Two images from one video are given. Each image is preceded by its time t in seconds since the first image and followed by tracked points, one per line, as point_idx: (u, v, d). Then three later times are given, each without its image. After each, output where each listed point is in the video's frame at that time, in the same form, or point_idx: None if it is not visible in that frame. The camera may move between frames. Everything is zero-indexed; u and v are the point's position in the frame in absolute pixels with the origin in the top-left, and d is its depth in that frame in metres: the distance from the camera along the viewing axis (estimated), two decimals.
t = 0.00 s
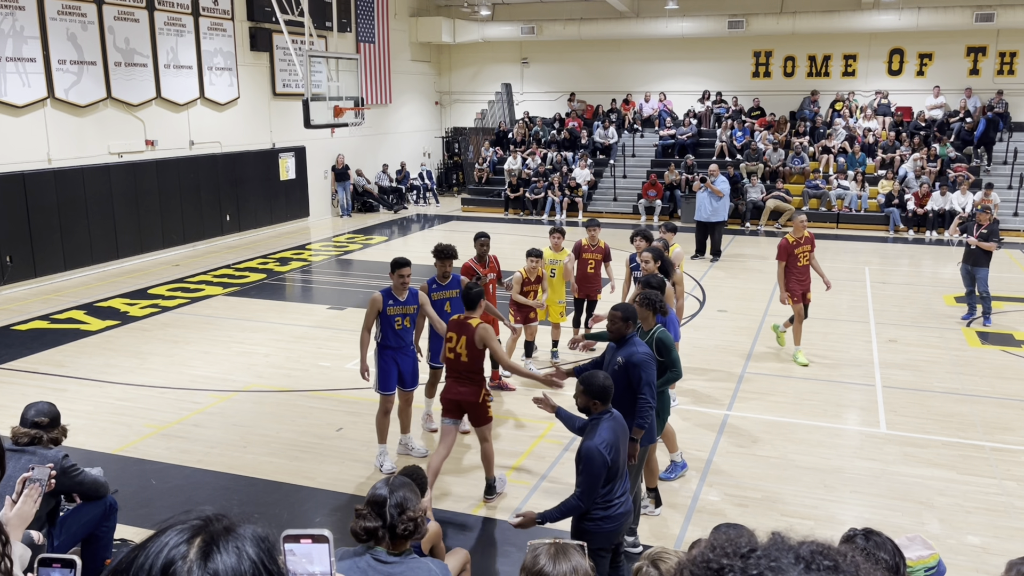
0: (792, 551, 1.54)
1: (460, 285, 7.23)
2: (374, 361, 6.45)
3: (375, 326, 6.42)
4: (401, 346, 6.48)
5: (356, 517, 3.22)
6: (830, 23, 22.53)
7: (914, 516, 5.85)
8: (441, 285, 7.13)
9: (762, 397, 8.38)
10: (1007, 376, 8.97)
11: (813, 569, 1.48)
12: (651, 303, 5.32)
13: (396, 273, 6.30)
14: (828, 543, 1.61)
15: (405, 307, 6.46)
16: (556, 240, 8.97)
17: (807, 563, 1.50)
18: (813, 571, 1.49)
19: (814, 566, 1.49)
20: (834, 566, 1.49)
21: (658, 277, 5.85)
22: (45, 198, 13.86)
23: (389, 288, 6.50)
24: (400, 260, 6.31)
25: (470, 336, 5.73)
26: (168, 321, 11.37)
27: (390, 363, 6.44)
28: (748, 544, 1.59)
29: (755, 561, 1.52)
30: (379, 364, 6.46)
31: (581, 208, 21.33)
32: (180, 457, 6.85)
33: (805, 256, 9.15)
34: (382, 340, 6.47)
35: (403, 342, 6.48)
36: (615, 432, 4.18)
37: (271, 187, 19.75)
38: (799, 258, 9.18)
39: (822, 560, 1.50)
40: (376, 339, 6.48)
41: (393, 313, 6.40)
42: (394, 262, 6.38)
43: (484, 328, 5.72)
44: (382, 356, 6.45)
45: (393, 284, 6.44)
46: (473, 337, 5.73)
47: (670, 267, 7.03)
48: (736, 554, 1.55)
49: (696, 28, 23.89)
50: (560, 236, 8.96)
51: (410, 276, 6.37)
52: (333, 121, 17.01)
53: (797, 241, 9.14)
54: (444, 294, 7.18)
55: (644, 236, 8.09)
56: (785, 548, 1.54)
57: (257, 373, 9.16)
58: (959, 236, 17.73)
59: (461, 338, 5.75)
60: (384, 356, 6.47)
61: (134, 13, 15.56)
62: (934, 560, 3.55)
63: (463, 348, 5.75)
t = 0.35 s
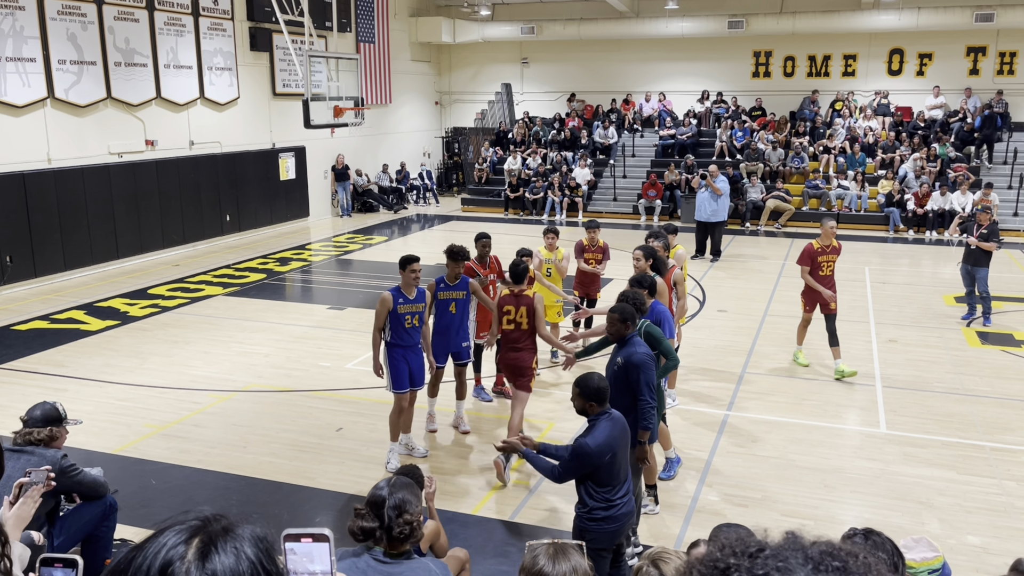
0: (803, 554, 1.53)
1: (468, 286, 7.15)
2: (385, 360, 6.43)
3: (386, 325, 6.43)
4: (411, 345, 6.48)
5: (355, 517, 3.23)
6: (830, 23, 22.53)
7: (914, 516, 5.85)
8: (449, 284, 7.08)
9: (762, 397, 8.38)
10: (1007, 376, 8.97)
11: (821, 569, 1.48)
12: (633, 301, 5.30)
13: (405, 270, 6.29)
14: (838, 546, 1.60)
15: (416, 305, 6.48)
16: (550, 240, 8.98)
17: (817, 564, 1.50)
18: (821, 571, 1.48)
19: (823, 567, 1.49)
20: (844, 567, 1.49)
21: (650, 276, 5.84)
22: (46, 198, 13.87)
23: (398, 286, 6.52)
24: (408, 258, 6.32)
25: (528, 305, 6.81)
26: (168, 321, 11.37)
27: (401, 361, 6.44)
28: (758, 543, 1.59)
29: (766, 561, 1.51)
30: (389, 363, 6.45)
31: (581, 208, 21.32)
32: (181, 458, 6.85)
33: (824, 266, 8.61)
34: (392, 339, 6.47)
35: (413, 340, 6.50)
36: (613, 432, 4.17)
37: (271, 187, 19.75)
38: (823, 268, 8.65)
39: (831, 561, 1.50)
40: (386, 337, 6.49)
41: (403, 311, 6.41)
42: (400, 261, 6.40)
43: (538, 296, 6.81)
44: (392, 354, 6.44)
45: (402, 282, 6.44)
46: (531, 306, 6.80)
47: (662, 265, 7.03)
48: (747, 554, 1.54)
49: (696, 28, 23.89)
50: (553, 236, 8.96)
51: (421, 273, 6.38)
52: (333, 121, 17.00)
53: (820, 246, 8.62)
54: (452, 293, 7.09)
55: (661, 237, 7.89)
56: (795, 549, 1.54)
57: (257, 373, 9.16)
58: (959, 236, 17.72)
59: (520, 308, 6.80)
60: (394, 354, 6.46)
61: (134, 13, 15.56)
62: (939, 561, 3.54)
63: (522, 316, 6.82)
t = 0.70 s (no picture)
0: (822, 560, 1.53)
1: (469, 287, 7.16)
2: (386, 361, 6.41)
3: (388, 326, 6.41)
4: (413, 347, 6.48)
5: (352, 517, 3.22)
6: (830, 23, 22.52)
7: (914, 516, 5.85)
8: (451, 284, 7.09)
9: (762, 397, 8.38)
10: (1007, 376, 8.97)
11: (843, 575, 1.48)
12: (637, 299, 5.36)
13: (409, 272, 6.27)
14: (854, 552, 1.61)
15: (417, 306, 6.51)
16: (538, 240, 8.96)
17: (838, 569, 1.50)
18: None
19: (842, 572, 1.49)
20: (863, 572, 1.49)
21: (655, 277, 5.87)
22: (46, 198, 13.88)
23: (399, 287, 6.51)
24: (411, 259, 6.29)
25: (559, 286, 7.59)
26: (168, 321, 11.37)
27: (404, 363, 6.41)
28: (774, 547, 1.59)
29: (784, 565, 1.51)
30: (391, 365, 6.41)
31: (581, 207, 21.31)
32: (180, 458, 6.84)
33: (863, 270, 8.27)
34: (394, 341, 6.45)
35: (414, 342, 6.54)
36: (612, 432, 4.17)
37: (271, 187, 19.75)
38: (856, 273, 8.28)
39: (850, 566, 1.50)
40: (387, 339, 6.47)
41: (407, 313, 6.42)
42: (405, 260, 6.36)
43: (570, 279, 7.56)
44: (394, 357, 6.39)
45: (404, 282, 6.43)
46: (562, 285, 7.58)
47: (661, 266, 7.01)
48: (762, 559, 1.55)
49: (696, 28, 23.89)
50: (540, 237, 8.95)
51: (424, 275, 6.39)
52: (333, 121, 16.99)
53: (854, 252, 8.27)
54: (453, 294, 7.10)
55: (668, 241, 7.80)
56: (814, 554, 1.54)
57: (257, 373, 9.16)
58: (959, 236, 17.72)
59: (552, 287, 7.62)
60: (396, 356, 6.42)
61: (134, 13, 15.56)
62: (940, 557, 3.55)
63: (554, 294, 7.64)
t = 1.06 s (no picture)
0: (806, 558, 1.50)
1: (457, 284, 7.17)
2: (382, 363, 6.41)
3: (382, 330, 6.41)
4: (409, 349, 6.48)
5: (352, 518, 3.23)
6: (830, 23, 22.53)
7: (914, 516, 5.85)
8: (443, 284, 7.05)
9: (762, 397, 8.38)
10: (1007, 376, 8.97)
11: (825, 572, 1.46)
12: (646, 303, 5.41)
13: (398, 275, 6.27)
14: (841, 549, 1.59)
15: (409, 308, 6.50)
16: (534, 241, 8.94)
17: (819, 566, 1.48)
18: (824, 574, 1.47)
19: (825, 568, 1.47)
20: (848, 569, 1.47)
21: (670, 279, 5.83)
22: (46, 198, 13.87)
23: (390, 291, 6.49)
24: (399, 262, 6.27)
25: (597, 267, 8.28)
26: (168, 321, 11.37)
27: (401, 367, 6.42)
28: (759, 546, 1.58)
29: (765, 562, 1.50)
30: (388, 370, 6.41)
31: (581, 208, 21.29)
32: (180, 458, 6.84)
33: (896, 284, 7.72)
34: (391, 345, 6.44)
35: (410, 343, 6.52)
36: (609, 433, 4.16)
37: (271, 187, 19.76)
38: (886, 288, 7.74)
39: (834, 563, 1.48)
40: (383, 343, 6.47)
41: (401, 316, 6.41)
42: (391, 264, 6.36)
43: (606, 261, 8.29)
44: (391, 361, 6.39)
45: (394, 286, 6.41)
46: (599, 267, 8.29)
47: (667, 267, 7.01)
48: (747, 555, 1.53)
49: (696, 28, 23.89)
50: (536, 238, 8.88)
51: (413, 277, 6.40)
52: (333, 121, 16.98)
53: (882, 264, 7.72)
54: (447, 293, 7.10)
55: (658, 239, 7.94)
56: (798, 550, 1.52)
57: (257, 373, 9.16)
58: (959, 236, 17.72)
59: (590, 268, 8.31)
60: (393, 361, 6.41)
61: (134, 13, 15.56)
62: (939, 555, 3.55)
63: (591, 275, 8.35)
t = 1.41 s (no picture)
0: (807, 555, 1.40)
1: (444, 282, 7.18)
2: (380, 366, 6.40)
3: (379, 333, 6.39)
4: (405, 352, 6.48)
5: (352, 518, 3.23)
6: (830, 23, 22.53)
7: (914, 516, 5.85)
8: (431, 284, 7.04)
9: (762, 397, 8.38)
10: (1007, 376, 8.97)
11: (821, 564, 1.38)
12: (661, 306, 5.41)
13: (394, 280, 6.28)
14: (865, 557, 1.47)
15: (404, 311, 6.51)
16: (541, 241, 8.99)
17: (820, 563, 1.38)
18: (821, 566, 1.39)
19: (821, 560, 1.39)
20: (845, 568, 1.36)
21: (681, 282, 5.84)
22: (45, 198, 13.87)
23: (384, 294, 6.47)
24: (394, 267, 6.26)
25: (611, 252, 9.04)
26: (168, 321, 11.37)
27: (398, 370, 6.42)
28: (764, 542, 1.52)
29: (769, 549, 1.41)
30: (386, 373, 6.39)
31: (581, 208, 21.28)
32: (180, 457, 6.85)
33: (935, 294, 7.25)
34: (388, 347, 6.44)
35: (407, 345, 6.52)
36: (611, 433, 4.16)
37: (271, 187, 19.76)
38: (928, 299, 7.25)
39: (832, 560, 1.38)
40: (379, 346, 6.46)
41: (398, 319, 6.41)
42: (389, 268, 6.36)
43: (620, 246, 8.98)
44: (389, 364, 6.38)
45: (389, 289, 6.38)
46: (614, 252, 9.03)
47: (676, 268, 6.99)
48: (753, 545, 1.45)
49: (696, 28, 23.89)
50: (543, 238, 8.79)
51: (408, 281, 6.39)
52: (333, 121, 16.98)
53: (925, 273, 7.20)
54: (436, 293, 7.11)
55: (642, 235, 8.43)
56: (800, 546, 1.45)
57: (257, 373, 9.16)
58: (959, 236, 17.73)
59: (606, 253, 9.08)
60: (391, 364, 6.40)
61: (134, 13, 15.56)
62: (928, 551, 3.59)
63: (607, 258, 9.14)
